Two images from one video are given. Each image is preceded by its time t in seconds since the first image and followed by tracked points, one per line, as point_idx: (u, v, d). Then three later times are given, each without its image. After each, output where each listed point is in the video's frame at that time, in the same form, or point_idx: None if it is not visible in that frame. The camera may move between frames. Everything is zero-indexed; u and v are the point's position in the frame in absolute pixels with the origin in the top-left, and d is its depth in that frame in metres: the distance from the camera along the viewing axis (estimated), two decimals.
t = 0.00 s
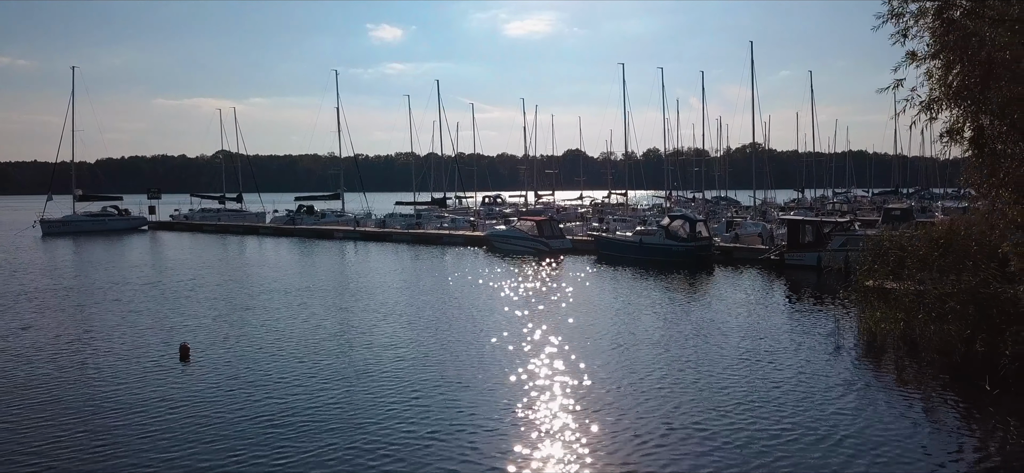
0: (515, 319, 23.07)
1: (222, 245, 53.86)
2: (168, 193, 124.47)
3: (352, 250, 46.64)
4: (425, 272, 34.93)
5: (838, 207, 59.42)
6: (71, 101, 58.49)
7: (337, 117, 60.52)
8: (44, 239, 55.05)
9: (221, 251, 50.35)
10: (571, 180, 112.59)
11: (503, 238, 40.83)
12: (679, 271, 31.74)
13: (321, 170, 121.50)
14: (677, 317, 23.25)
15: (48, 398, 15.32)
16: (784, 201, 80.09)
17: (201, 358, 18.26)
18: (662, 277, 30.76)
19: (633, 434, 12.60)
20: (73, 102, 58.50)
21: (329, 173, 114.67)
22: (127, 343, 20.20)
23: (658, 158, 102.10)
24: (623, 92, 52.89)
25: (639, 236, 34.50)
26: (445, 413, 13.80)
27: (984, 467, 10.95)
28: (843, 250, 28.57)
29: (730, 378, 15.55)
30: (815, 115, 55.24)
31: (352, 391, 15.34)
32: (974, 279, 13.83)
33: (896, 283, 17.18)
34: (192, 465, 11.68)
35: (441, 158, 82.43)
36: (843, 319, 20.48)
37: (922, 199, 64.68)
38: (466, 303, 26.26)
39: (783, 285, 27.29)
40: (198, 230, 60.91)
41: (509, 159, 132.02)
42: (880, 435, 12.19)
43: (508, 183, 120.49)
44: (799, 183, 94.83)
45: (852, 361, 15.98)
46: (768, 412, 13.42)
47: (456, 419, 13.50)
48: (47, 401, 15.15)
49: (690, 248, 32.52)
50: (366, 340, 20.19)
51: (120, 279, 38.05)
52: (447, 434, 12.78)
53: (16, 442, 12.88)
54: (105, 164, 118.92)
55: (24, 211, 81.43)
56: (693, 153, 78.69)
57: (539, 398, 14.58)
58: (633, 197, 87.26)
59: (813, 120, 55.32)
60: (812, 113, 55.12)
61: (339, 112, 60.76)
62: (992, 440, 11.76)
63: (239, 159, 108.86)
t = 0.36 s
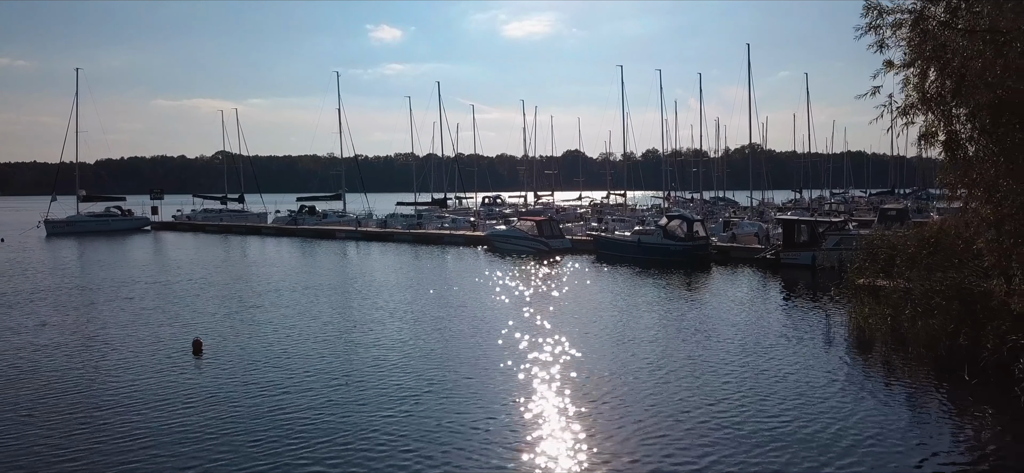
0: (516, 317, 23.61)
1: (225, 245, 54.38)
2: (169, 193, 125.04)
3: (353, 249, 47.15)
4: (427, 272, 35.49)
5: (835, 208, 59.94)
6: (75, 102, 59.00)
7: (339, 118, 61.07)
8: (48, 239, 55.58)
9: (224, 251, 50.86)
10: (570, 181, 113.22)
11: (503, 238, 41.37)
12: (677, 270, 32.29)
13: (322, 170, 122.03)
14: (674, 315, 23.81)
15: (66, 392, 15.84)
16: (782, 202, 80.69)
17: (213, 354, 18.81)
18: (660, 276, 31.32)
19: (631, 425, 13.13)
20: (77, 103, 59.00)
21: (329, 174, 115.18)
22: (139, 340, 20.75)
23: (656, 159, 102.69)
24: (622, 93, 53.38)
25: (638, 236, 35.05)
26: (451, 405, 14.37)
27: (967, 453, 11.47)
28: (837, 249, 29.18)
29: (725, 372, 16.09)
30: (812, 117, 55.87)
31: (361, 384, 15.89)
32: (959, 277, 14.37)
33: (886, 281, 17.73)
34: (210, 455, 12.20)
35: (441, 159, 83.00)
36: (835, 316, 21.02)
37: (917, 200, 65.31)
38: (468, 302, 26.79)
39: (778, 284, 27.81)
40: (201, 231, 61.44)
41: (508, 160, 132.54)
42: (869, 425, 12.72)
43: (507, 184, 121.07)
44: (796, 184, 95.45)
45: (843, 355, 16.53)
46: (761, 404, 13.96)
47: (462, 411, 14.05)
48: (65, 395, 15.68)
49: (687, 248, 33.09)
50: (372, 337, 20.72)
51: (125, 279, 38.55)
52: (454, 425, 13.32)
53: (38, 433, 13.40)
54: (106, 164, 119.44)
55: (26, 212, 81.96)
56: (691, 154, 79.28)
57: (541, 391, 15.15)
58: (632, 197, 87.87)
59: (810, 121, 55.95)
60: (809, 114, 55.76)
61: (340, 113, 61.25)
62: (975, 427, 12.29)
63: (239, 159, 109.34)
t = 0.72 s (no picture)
0: (516, 316, 24.18)
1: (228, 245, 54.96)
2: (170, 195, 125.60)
3: (356, 250, 47.66)
4: (428, 272, 36.06)
5: (832, 209, 60.47)
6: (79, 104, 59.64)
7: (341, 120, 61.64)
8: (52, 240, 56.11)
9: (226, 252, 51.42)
10: (570, 182, 113.80)
11: (503, 238, 41.95)
12: (674, 269, 32.86)
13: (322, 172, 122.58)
14: (671, 313, 24.38)
15: (82, 386, 16.33)
16: (780, 202, 81.20)
17: (225, 350, 19.36)
18: (658, 275, 31.88)
19: (630, 418, 13.60)
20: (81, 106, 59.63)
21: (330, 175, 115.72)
22: (149, 337, 21.28)
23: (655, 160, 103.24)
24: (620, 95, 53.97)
25: (636, 236, 35.62)
26: (455, 398, 14.91)
27: (952, 442, 11.94)
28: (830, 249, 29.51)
29: (721, 368, 16.59)
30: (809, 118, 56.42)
31: (367, 379, 16.38)
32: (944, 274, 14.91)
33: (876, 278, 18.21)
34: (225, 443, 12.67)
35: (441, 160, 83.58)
36: (829, 313, 21.52)
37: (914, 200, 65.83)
38: (469, 301, 27.37)
39: (774, 283, 28.31)
40: (203, 232, 61.97)
41: (508, 161, 132.97)
42: (858, 416, 13.20)
43: (508, 185, 121.59)
44: (795, 185, 95.99)
45: (835, 351, 17.03)
46: (755, 396, 14.51)
47: (467, 404, 14.56)
48: (81, 388, 16.16)
49: (684, 248, 33.65)
50: (376, 335, 21.20)
51: (131, 279, 39.05)
52: (459, 417, 13.81)
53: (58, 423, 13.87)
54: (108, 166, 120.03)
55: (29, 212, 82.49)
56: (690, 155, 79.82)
57: (541, 385, 15.72)
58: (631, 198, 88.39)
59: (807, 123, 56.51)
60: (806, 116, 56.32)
61: (342, 115, 61.83)
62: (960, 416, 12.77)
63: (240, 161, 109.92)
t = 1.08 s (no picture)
0: (516, 316, 24.76)
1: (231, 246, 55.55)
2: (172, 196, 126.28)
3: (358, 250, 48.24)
4: (430, 272, 36.67)
5: (828, 210, 61.10)
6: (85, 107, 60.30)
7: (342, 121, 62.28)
8: (58, 240, 56.76)
9: (229, 252, 52.01)
10: (570, 184, 114.42)
11: (504, 239, 42.54)
12: (672, 269, 33.43)
13: (323, 173, 123.20)
14: (668, 312, 24.96)
15: (99, 377, 16.86)
16: (779, 203, 81.77)
17: (236, 345, 19.93)
18: (655, 275, 32.46)
19: (627, 409, 14.12)
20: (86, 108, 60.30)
21: (331, 177, 116.30)
22: (161, 333, 21.85)
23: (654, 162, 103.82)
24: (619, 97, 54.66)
25: (634, 236, 36.21)
26: (458, 390, 15.48)
27: (936, 430, 12.47)
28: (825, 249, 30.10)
29: (716, 362, 17.14)
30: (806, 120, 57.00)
31: (373, 373, 16.90)
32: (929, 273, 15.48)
33: (865, 277, 18.77)
34: (240, 427, 13.17)
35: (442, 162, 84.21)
36: (821, 310, 22.09)
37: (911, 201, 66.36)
38: (470, 301, 27.96)
39: (770, 282, 28.89)
40: (207, 232, 62.58)
41: (508, 162, 133.58)
42: (848, 407, 13.72)
43: (508, 186, 122.20)
44: (793, 186, 96.56)
45: (826, 347, 17.59)
46: (747, 388, 15.10)
47: (469, 395, 15.14)
48: (99, 379, 16.69)
49: (682, 248, 34.22)
50: (379, 334, 21.73)
51: (138, 279, 39.61)
52: (463, 406, 14.32)
53: (78, 411, 14.39)
54: (110, 167, 120.69)
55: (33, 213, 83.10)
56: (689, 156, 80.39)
57: (541, 379, 16.30)
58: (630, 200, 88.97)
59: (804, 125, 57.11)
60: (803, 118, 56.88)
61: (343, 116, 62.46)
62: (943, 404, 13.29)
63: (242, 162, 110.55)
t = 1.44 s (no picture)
0: (517, 313, 25.45)
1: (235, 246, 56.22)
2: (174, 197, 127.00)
3: (361, 250, 48.91)
4: (432, 271, 37.37)
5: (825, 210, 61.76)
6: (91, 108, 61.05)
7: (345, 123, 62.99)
8: (64, 240, 57.45)
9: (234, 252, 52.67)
10: (570, 185, 115.12)
11: (505, 239, 43.22)
12: (670, 268, 34.09)
13: (324, 174, 123.94)
14: (665, 310, 25.63)
15: (118, 365, 17.55)
16: (777, 204, 82.36)
17: (247, 339, 20.57)
18: (654, 274, 33.10)
19: (625, 400, 14.76)
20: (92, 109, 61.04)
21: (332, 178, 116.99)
22: (173, 328, 22.50)
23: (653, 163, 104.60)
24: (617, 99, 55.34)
25: (633, 236, 36.89)
26: (463, 381, 16.17)
27: (916, 416, 13.17)
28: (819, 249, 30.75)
29: (710, 357, 17.84)
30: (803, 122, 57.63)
31: (380, 366, 17.58)
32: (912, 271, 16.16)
33: (855, 274, 19.44)
34: (257, 415, 13.82)
35: (443, 163, 84.90)
36: (813, 307, 22.74)
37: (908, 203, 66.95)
38: (472, 299, 28.64)
39: (765, 281, 29.56)
40: (211, 233, 63.27)
41: (509, 163, 134.28)
42: (835, 397, 14.36)
43: (508, 187, 122.93)
44: (792, 187, 97.13)
45: (816, 342, 18.26)
46: (739, 379, 15.80)
47: (474, 386, 15.83)
48: (118, 366, 17.39)
49: (679, 248, 34.89)
50: (383, 330, 22.39)
51: (145, 278, 40.29)
52: (467, 397, 15.02)
53: (101, 394, 15.06)
54: (113, 168, 121.51)
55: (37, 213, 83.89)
56: (688, 157, 80.98)
57: (541, 372, 17.00)
58: (630, 200, 89.53)
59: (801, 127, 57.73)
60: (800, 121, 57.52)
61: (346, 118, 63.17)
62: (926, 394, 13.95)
63: (244, 163, 111.27)
